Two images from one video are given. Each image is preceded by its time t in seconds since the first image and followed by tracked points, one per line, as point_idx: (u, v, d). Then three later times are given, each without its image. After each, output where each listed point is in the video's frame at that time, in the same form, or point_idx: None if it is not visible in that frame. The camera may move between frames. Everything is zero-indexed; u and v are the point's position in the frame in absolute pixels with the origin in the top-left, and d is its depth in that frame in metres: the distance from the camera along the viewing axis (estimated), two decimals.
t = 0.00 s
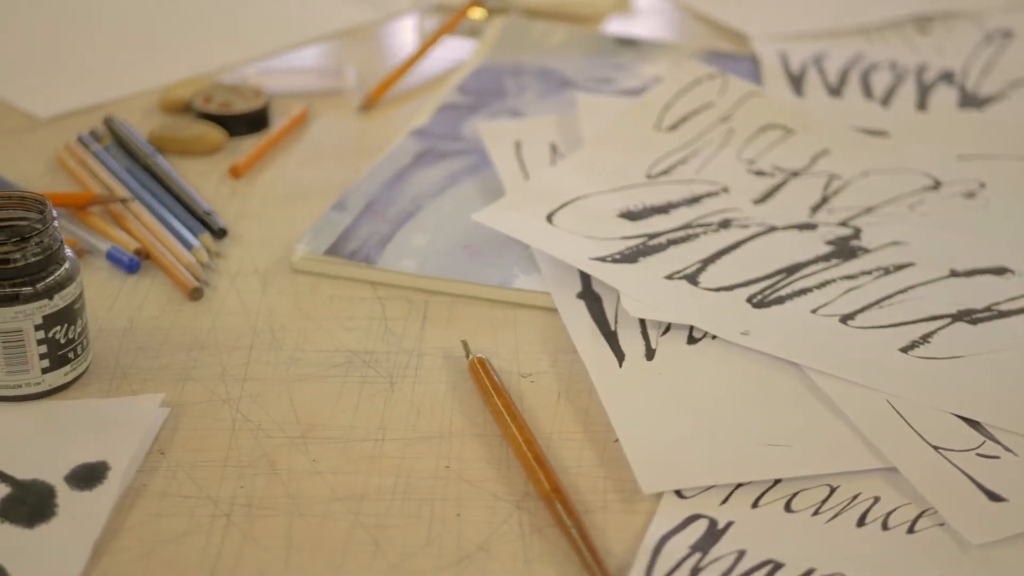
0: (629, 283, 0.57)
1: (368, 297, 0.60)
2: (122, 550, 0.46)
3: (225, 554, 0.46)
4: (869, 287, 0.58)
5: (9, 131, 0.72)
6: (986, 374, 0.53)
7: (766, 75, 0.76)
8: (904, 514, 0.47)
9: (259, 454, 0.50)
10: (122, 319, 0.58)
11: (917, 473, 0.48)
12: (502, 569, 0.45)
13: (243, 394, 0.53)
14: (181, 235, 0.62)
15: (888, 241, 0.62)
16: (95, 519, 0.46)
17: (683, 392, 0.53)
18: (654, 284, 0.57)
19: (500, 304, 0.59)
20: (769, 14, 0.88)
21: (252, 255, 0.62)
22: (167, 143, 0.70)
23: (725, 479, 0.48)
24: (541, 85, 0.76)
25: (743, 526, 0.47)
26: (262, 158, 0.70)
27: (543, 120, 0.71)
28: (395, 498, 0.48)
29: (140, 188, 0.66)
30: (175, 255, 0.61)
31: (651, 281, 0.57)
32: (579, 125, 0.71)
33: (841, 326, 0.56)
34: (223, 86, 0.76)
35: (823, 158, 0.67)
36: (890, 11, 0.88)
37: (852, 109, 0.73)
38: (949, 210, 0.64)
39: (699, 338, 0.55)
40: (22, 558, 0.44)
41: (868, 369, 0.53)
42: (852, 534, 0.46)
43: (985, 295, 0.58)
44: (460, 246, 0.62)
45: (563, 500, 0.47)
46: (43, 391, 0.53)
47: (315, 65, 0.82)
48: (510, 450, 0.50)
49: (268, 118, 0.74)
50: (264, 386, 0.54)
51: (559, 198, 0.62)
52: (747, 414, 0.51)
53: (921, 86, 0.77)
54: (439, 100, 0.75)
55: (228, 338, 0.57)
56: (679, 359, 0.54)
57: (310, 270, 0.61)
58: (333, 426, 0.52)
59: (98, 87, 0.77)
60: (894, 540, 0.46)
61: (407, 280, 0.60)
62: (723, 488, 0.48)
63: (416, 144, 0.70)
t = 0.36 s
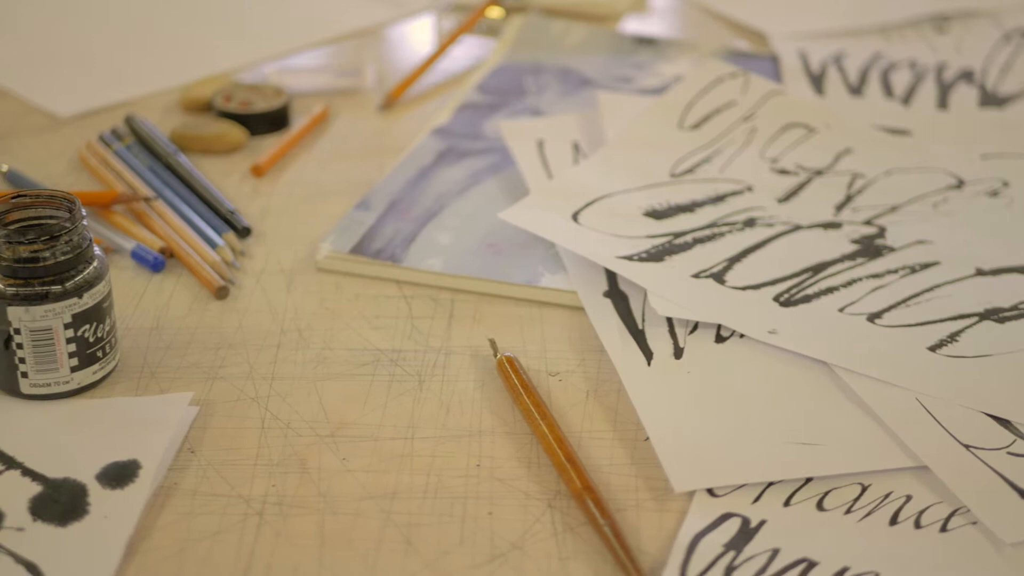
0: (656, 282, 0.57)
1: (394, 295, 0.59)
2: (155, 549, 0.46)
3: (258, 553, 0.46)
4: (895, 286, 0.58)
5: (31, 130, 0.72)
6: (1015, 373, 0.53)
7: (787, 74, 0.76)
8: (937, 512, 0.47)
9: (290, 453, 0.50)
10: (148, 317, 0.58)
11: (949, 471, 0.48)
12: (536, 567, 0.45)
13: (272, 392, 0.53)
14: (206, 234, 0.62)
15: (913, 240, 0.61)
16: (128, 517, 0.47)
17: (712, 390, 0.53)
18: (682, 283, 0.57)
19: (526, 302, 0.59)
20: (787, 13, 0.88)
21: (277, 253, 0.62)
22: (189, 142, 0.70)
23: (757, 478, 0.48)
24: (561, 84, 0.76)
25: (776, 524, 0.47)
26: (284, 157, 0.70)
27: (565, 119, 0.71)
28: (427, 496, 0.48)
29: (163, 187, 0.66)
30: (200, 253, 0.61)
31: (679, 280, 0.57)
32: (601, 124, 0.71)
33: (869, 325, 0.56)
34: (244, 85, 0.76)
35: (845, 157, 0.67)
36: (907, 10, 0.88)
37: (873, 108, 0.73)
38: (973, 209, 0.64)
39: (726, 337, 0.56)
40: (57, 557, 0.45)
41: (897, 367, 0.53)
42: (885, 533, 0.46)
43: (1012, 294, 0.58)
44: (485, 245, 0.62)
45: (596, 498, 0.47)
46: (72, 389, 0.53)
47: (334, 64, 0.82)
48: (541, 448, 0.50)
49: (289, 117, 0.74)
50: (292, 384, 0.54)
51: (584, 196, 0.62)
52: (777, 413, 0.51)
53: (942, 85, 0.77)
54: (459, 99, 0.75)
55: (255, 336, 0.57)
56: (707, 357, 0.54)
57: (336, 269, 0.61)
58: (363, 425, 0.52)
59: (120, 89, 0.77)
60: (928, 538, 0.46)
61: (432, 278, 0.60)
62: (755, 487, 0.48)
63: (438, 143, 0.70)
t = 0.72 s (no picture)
0: (692, 279, 0.57)
1: (427, 293, 0.59)
2: (199, 547, 0.46)
3: (302, 551, 0.46)
4: (930, 284, 0.58)
5: (59, 129, 0.73)
6: None
7: (814, 72, 0.76)
8: (979, 511, 0.47)
9: (329, 452, 0.50)
10: (183, 316, 0.58)
11: (990, 469, 0.48)
12: (581, 565, 0.45)
13: (310, 391, 0.53)
14: (238, 232, 0.62)
15: (947, 238, 0.61)
16: (170, 515, 0.47)
17: (751, 388, 0.52)
18: (717, 281, 0.57)
19: (560, 300, 0.59)
20: (811, 12, 0.88)
21: (309, 252, 0.62)
22: (217, 141, 0.70)
23: (799, 476, 0.48)
24: (587, 83, 0.76)
25: (819, 522, 0.46)
26: (312, 156, 0.70)
27: (594, 117, 0.71)
28: (468, 495, 0.48)
29: (193, 185, 0.66)
30: (234, 252, 0.61)
31: (714, 278, 0.57)
32: (629, 122, 0.71)
33: (905, 323, 0.55)
34: (270, 83, 0.76)
35: (875, 156, 0.67)
36: (930, 9, 0.88)
37: (901, 107, 0.73)
38: (1005, 207, 0.64)
39: (763, 335, 0.55)
40: (101, 555, 0.45)
41: (935, 365, 0.53)
42: (928, 531, 0.46)
43: None
44: (518, 244, 0.62)
45: (638, 496, 0.47)
46: (110, 387, 0.53)
47: (359, 62, 0.82)
48: (581, 446, 0.50)
49: (316, 115, 0.74)
50: (330, 382, 0.54)
51: (617, 194, 0.62)
52: (816, 410, 0.51)
53: (968, 84, 0.77)
54: (486, 97, 0.75)
55: (290, 334, 0.57)
56: (745, 356, 0.54)
57: (369, 267, 0.61)
58: (402, 423, 0.52)
59: (146, 88, 0.77)
60: (971, 537, 0.46)
61: (466, 277, 0.60)
62: (796, 484, 0.48)
63: (467, 141, 0.70)
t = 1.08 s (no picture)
0: (722, 278, 0.57)
1: (456, 292, 0.59)
2: (236, 545, 0.46)
3: (339, 549, 0.45)
4: (960, 283, 0.58)
5: (83, 128, 0.73)
6: None
7: (837, 71, 0.76)
8: (1015, 509, 0.47)
9: (363, 450, 0.50)
10: (213, 315, 0.58)
11: None
12: (619, 563, 0.45)
13: (342, 389, 0.53)
14: (265, 231, 0.62)
15: (975, 237, 0.61)
16: (207, 513, 0.47)
17: (784, 387, 0.52)
18: (747, 280, 0.57)
19: (589, 299, 0.59)
20: (831, 12, 0.87)
21: (337, 251, 0.62)
22: (242, 140, 0.70)
23: (835, 474, 0.48)
24: (610, 82, 0.76)
25: (856, 521, 0.46)
26: (336, 155, 0.70)
27: (618, 116, 0.71)
28: (504, 493, 0.48)
29: (219, 184, 0.66)
30: (262, 251, 0.61)
31: (744, 277, 0.57)
32: (653, 121, 0.71)
33: (936, 322, 0.55)
34: (293, 83, 0.76)
35: (901, 155, 0.67)
36: (950, 8, 0.88)
37: (925, 105, 0.73)
38: None
39: (795, 334, 0.55)
40: (139, 554, 0.45)
41: (968, 365, 0.53)
42: (966, 530, 0.46)
43: None
44: (546, 242, 0.62)
45: (675, 495, 0.47)
46: (143, 385, 0.53)
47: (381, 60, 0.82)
48: (615, 445, 0.50)
49: (339, 114, 0.74)
50: (361, 381, 0.54)
51: (644, 193, 0.62)
52: (850, 409, 0.51)
53: (990, 82, 0.77)
54: (509, 96, 0.75)
55: (321, 333, 0.57)
56: (777, 354, 0.54)
57: (397, 265, 0.61)
58: (435, 422, 0.52)
59: (169, 87, 0.77)
60: (1008, 535, 0.46)
61: (494, 276, 0.60)
62: (832, 483, 0.48)
63: (491, 140, 0.70)
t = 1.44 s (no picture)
0: (748, 277, 0.57)
1: (481, 291, 0.59)
2: (268, 544, 0.46)
3: (371, 547, 0.45)
4: (985, 282, 0.58)
5: (104, 128, 0.73)
6: None
7: (856, 70, 0.76)
8: None
9: (392, 448, 0.50)
10: (238, 314, 0.58)
11: None
12: (652, 562, 0.45)
13: (369, 388, 0.53)
14: (289, 230, 0.62)
15: (999, 236, 0.61)
16: (238, 512, 0.47)
17: (812, 386, 0.52)
18: (773, 279, 0.57)
19: (614, 298, 0.59)
20: (847, 11, 0.88)
21: (361, 250, 0.62)
22: (263, 140, 0.70)
23: (866, 473, 0.48)
24: (629, 81, 0.76)
25: (888, 519, 0.46)
26: (357, 154, 0.70)
27: (639, 115, 0.71)
28: (535, 492, 0.48)
29: (241, 183, 0.66)
30: (285, 250, 0.61)
31: (770, 276, 0.57)
32: (674, 120, 0.71)
33: (963, 321, 0.55)
34: (313, 82, 0.76)
35: (923, 154, 0.67)
36: (967, 8, 0.88)
37: (945, 105, 0.73)
38: None
39: (822, 333, 0.55)
40: (172, 553, 0.45)
41: (996, 364, 0.53)
42: (998, 528, 0.46)
43: None
44: (570, 241, 0.62)
45: (706, 493, 0.47)
46: (170, 384, 0.53)
47: (399, 58, 0.81)
48: (644, 444, 0.50)
49: (359, 114, 0.74)
50: (389, 380, 0.54)
51: (668, 192, 0.62)
52: (879, 408, 0.51)
53: (1010, 82, 0.77)
54: (528, 95, 0.75)
55: (347, 332, 0.57)
56: (804, 353, 0.54)
57: (421, 264, 0.61)
58: (464, 420, 0.52)
59: (188, 88, 0.77)
60: None
61: (519, 274, 0.60)
62: (863, 482, 0.48)
63: (512, 139, 0.70)
